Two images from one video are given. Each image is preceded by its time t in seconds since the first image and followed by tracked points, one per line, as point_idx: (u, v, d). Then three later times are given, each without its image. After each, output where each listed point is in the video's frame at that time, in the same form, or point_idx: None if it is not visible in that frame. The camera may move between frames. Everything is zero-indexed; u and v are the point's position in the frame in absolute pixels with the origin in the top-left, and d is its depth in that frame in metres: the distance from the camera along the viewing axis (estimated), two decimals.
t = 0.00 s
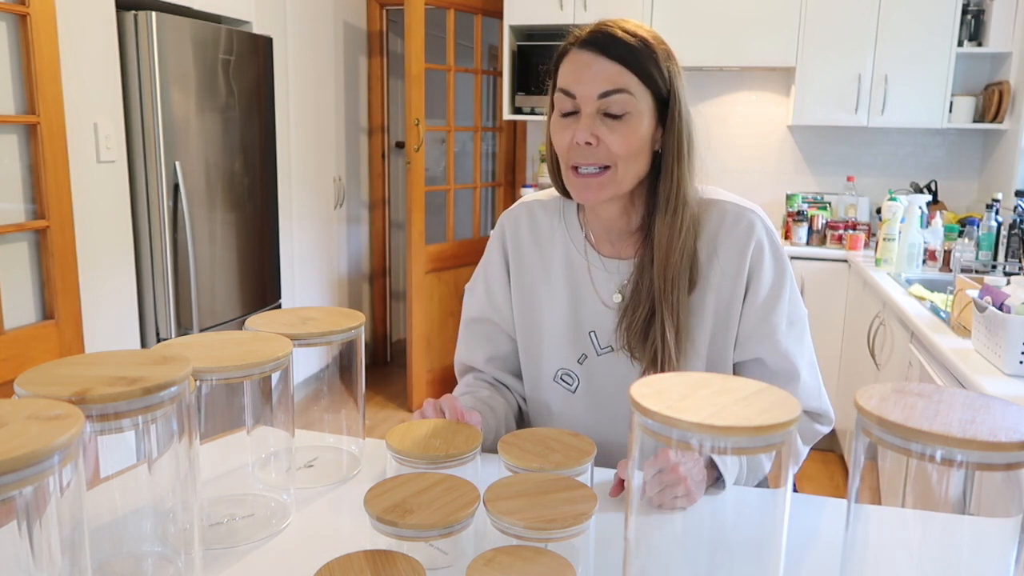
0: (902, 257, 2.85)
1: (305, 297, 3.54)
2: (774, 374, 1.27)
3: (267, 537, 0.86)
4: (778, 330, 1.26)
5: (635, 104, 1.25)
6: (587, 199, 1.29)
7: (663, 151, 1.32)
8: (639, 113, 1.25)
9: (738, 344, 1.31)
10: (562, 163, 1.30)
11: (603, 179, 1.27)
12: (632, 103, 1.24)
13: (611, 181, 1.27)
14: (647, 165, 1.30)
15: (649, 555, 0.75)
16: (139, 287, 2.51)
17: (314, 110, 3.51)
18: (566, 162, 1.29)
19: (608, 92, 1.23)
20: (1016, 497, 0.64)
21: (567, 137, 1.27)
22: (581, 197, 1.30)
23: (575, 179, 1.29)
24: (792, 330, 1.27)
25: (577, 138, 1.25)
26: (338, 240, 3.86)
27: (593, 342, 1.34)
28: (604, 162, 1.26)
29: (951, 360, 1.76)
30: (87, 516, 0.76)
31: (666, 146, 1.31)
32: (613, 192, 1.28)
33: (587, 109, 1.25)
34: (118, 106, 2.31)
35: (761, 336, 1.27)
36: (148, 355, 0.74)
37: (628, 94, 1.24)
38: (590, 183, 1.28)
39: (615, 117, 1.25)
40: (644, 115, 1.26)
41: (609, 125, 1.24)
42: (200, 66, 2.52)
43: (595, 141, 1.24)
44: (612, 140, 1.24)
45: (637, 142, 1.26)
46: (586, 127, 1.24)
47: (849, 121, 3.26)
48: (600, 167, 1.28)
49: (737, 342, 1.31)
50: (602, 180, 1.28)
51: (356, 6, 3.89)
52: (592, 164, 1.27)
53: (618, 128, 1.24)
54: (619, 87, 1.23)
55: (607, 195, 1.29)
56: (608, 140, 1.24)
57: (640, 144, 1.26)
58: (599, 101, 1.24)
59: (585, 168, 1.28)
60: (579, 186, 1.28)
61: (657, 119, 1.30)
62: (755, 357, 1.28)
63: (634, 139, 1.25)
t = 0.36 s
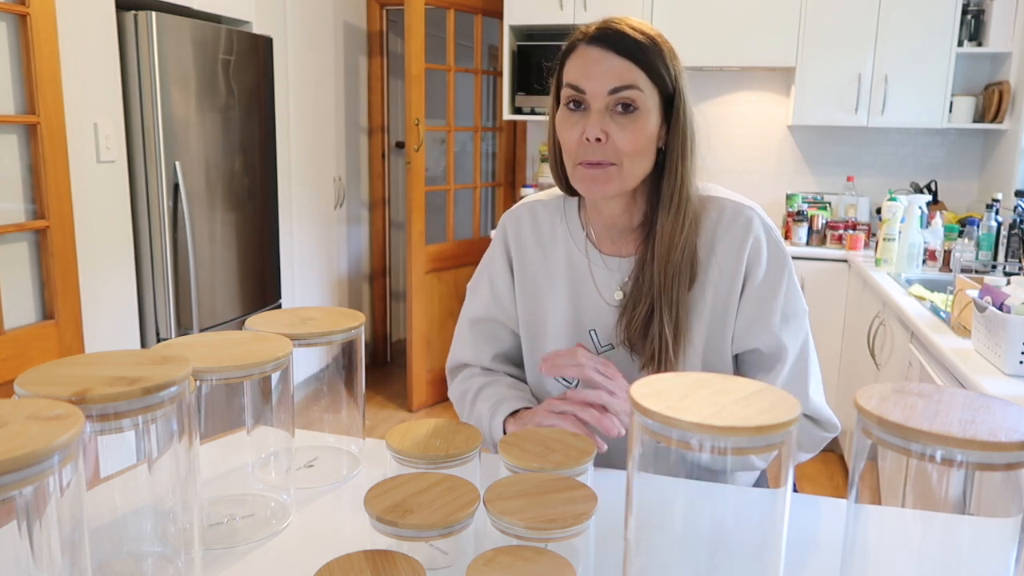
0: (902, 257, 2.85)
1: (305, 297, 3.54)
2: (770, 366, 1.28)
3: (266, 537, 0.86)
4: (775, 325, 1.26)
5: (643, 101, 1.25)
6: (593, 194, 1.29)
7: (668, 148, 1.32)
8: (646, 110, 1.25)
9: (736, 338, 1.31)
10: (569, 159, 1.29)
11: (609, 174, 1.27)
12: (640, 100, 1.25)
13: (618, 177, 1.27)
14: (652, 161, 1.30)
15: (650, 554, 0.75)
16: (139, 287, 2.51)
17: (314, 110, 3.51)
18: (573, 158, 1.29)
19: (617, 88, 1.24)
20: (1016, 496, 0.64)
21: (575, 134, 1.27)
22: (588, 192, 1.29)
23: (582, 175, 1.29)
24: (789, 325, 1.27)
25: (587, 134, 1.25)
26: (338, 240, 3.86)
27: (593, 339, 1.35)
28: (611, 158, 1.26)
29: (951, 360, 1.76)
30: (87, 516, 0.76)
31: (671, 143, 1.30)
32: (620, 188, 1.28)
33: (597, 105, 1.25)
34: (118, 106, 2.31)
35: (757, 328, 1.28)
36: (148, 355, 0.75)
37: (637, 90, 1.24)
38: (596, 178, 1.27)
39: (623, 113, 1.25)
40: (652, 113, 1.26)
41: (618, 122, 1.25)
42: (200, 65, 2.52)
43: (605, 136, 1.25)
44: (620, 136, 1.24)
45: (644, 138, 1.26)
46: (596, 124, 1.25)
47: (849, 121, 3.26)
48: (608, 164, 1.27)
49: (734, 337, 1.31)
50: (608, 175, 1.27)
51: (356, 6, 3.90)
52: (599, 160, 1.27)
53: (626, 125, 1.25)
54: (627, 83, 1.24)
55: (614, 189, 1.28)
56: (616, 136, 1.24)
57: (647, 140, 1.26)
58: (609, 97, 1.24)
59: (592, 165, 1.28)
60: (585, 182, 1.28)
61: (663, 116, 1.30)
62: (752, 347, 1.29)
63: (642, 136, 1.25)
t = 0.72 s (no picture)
0: (902, 257, 2.85)
1: (305, 297, 3.54)
2: (771, 379, 1.28)
3: (266, 537, 0.86)
4: (773, 336, 1.26)
5: (643, 118, 1.24)
6: (591, 209, 1.30)
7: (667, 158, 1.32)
8: (646, 128, 1.25)
9: (734, 348, 1.31)
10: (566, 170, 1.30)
11: (607, 190, 1.28)
12: (640, 118, 1.24)
13: (615, 191, 1.27)
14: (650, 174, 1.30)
15: (650, 553, 0.75)
16: (139, 287, 2.51)
17: (314, 110, 3.50)
18: (570, 169, 1.29)
19: (618, 106, 1.23)
20: (1016, 496, 0.64)
21: (574, 147, 1.26)
22: (585, 206, 1.30)
23: (579, 188, 1.29)
24: (789, 336, 1.27)
25: (584, 150, 1.24)
26: (338, 240, 3.86)
27: (587, 338, 1.34)
28: (610, 173, 1.26)
29: (951, 360, 1.76)
30: (87, 516, 0.76)
31: (671, 154, 1.30)
32: (615, 202, 1.29)
33: (595, 121, 1.24)
34: (118, 106, 2.31)
35: (760, 342, 1.27)
36: (148, 355, 0.75)
37: (636, 108, 1.24)
38: (594, 194, 1.28)
39: (622, 129, 1.24)
40: (651, 128, 1.26)
41: (616, 138, 1.24)
42: (200, 66, 2.52)
43: (603, 153, 1.24)
44: (618, 153, 1.24)
45: (642, 154, 1.26)
46: (593, 140, 1.24)
47: (849, 121, 3.26)
48: (604, 178, 1.28)
49: (732, 346, 1.31)
50: (607, 191, 1.28)
51: (356, 6, 3.90)
52: (596, 175, 1.27)
53: (625, 142, 1.24)
54: (628, 101, 1.23)
55: (611, 206, 1.29)
56: (614, 153, 1.24)
57: (645, 156, 1.26)
58: (608, 114, 1.23)
59: (589, 178, 1.28)
60: (582, 195, 1.29)
61: (663, 128, 1.29)
62: (755, 361, 1.28)
63: (639, 153, 1.25)
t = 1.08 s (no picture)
0: (902, 257, 2.85)
1: (305, 297, 3.54)
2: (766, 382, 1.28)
3: (266, 537, 0.86)
4: (770, 341, 1.26)
5: (639, 124, 1.24)
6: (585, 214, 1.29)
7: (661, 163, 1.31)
8: (642, 134, 1.25)
9: (730, 352, 1.32)
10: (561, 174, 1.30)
11: (601, 195, 1.27)
12: (636, 124, 1.24)
13: (609, 197, 1.27)
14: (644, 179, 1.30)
15: (650, 553, 0.75)
16: (139, 287, 2.51)
17: (314, 110, 3.50)
18: (565, 173, 1.29)
19: (615, 112, 1.22)
20: (1016, 496, 0.64)
21: (570, 152, 1.26)
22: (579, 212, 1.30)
23: (574, 193, 1.29)
24: (785, 340, 1.27)
25: (581, 156, 1.24)
26: (338, 240, 3.86)
27: (582, 343, 1.34)
28: (605, 178, 1.26)
29: (950, 360, 1.76)
30: (87, 516, 0.76)
31: (666, 160, 1.30)
32: (609, 207, 1.28)
33: (592, 127, 1.24)
34: (117, 106, 2.31)
35: (756, 346, 1.27)
36: (148, 355, 0.74)
37: (633, 116, 1.23)
38: (588, 199, 1.28)
39: (618, 134, 1.24)
40: (647, 134, 1.26)
41: (612, 143, 1.24)
42: (200, 66, 2.52)
43: (598, 158, 1.24)
44: (614, 158, 1.24)
45: (638, 160, 1.25)
46: (590, 146, 1.24)
47: (849, 121, 3.26)
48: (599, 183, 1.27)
49: (728, 350, 1.31)
50: (601, 196, 1.27)
51: (356, 6, 3.90)
52: (591, 181, 1.27)
53: (621, 147, 1.24)
54: (624, 108, 1.23)
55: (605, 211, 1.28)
56: (610, 158, 1.24)
57: (641, 162, 1.26)
58: (605, 120, 1.23)
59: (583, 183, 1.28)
60: (577, 200, 1.29)
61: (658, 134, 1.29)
62: (750, 365, 1.28)
63: (635, 158, 1.25)
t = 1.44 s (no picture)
0: (902, 257, 2.85)
1: (305, 297, 3.54)
2: (767, 377, 1.28)
3: (266, 537, 0.86)
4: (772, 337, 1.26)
5: (643, 116, 1.25)
6: (592, 208, 1.29)
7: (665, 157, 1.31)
8: (646, 125, 1.25)
9: (731, 347, 1.32)
10: (565, 168, 1.30)
11: (607, 188, 1.27)
12: (640, 116, 1.24)
13: (615, 190, 1.27)
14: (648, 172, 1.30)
15: (650, 553, 0.75)
16: (139, 287, 2.51)
17: (314, 110, 3.50)
18: (570, 167, 1.29)
19: (619, 105, 1.23)
20: (1016, 496, 0.64)
21: (575, 146, 1.26)
22: (586, 206, 1.29)
23: (580, 186, 1.29)
24: (786, 334, 1.28)
25: (586, 148, 1.24)
26: (338, 240, 3.86)
27: (585, 338, 1.34)
28: (610, 170, 1.26)
29: (950, 360, 1.76)
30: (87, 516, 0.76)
31: (669, 153, 1.30)
32: (616, 201, 1.29)
33: (597, 120, 1.24)
34: (118, 106, 2.31)
35: (756, 341, 1.27)
36: (148, 355, 0.75)
37: (638, 107, 1.24)
38: (595, 192, 1.27)
39: (623, 126, 1.25)
40: (651, 126, 1.26)
41: (617, 135, 1.24)
42: (200, 66, 2.52)
43: (604, 150, 1.24)
44: (619, 150, 1.24)
45: (643, 151, 1.26)
46: (596, 138, 1.24)
47: (849, 121, 3.26)
48: (605, 176, 1.28)
49: (730, 345, 1.32)
50: (608, 189, 1.27)
51: (356, 6, 3.90)
52: (597, 173, 1.27)
53: (626, 138, 1.24)
54: (629, 101, 1.23)
55: (611, 205, 1.29)
56: (615, 150, 1.24)
57: (646, 154, 1.26)
58: (609, 113, 1.23)
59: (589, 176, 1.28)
60: (584, 195, 1.28)
61: (660, 126, 1.29)
62: (751, 360, 1.29)
63: (640, 150, 1.25)
